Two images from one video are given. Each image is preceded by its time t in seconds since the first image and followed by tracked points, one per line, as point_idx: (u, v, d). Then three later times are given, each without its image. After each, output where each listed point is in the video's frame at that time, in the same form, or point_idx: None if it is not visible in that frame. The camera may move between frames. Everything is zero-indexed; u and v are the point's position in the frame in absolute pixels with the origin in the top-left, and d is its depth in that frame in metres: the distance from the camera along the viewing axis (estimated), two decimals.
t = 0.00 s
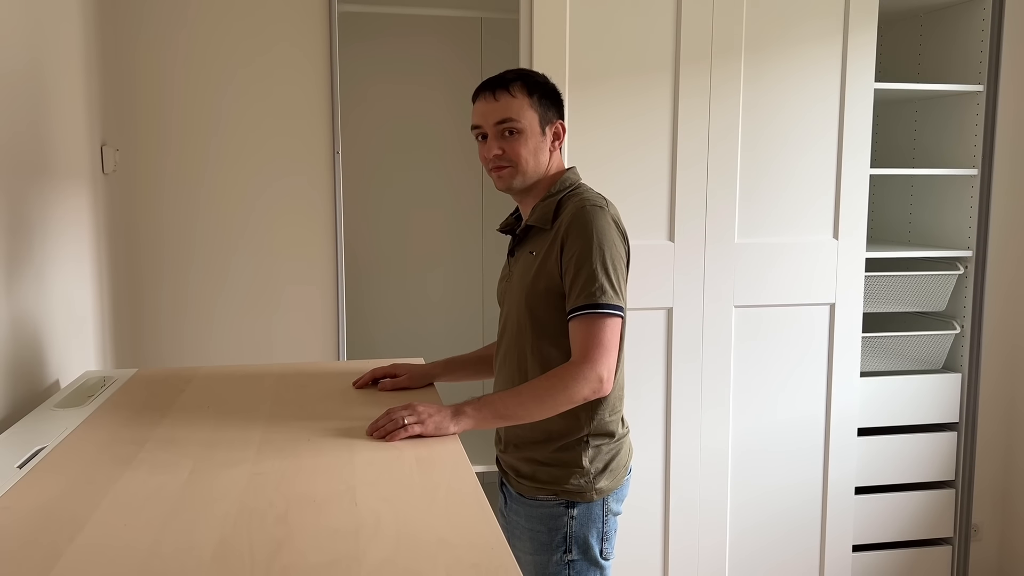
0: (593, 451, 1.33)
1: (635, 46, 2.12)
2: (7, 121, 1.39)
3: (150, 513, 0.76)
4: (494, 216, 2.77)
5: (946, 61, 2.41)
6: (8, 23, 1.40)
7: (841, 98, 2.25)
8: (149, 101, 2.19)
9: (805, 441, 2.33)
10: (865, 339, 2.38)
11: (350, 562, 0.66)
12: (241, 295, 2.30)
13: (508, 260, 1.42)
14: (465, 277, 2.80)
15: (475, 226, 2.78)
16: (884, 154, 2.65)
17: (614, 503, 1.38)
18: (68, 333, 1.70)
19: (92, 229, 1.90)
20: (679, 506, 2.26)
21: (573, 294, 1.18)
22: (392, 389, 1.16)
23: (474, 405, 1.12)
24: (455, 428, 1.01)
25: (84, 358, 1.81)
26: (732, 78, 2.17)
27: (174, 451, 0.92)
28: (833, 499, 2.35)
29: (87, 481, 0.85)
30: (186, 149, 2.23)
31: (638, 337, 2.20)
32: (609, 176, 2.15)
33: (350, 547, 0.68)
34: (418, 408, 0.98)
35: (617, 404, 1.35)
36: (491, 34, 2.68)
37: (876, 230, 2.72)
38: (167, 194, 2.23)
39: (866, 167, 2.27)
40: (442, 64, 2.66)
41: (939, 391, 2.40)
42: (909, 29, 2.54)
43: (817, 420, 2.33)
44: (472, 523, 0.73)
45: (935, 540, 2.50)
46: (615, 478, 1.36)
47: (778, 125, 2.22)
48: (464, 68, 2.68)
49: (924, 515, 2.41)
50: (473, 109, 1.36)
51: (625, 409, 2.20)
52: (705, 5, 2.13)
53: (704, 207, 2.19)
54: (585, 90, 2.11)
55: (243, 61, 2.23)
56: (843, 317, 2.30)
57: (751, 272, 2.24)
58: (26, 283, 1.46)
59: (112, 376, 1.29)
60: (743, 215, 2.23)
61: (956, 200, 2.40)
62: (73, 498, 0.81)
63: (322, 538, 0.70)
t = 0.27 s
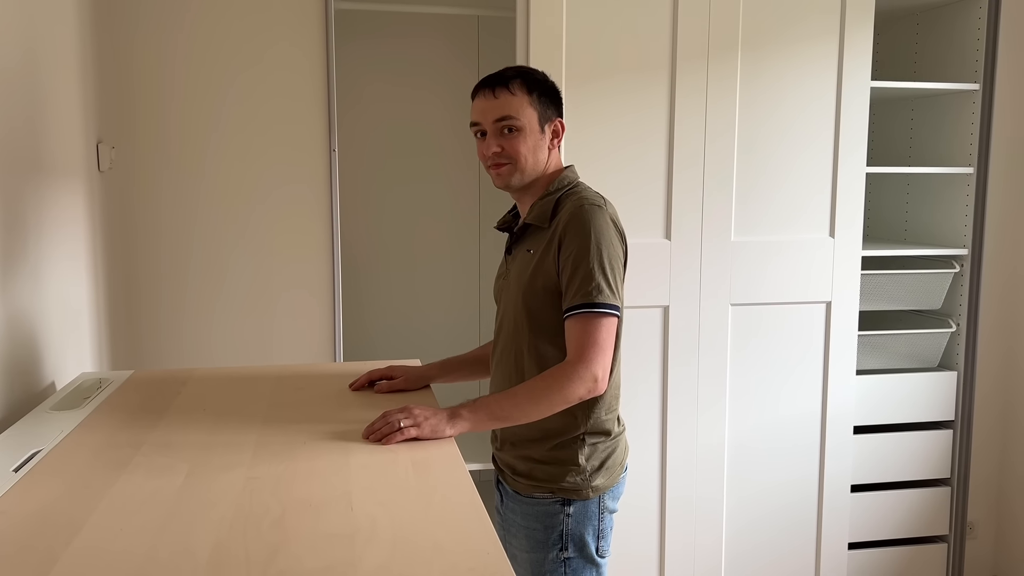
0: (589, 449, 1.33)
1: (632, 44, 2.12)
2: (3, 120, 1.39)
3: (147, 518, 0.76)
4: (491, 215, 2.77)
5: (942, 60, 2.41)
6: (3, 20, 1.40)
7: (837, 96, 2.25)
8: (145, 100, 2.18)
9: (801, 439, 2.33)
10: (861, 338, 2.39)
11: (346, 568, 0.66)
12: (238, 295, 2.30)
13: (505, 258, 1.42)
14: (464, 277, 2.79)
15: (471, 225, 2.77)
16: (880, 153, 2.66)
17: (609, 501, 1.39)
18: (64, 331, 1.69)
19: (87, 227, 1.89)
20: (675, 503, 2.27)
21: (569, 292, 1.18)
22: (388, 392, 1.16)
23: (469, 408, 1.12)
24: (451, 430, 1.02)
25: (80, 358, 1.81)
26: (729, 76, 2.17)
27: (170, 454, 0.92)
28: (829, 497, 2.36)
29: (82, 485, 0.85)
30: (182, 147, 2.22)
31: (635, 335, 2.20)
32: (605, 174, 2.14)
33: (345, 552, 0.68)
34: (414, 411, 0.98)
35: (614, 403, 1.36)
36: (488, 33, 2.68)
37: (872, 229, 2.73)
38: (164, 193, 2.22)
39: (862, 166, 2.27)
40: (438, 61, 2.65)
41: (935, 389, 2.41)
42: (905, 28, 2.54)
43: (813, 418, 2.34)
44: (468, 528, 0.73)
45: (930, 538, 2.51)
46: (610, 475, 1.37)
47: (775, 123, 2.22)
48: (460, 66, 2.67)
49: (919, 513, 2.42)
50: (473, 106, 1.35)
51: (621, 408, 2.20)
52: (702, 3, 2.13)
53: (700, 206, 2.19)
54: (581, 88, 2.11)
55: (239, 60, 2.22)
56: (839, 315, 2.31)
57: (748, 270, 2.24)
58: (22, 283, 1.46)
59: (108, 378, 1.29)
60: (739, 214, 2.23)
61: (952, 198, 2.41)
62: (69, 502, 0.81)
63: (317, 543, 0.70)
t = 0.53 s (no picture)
0: (585, 447, 1.34)
1: (629, 41, 2.11)
2: None
3: (142, 522, 0.76)
4: (488, 213, 2.77)
5: (939, 58, 2.41)
6: None
7: (834, 93, 2.25)
8: (141, 97, 2.18)
9: (797, 436, 2.34)
10: (857, 335, 2.39)
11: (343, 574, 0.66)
12: (235, 294, 2.30)
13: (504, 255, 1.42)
14: (461, 274, 2.79)
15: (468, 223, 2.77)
16: (877, 150, 2.66)
17: (606, 499, 1.39)
18: (59, 329, 1.69)
19: (83, 224, 1.89)
20: (671, 501, 2.27)
21: (566, 291, 1.18)
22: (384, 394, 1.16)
23: (465, 411, 1.12)
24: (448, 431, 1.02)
25: (76, 358, 1.81)
26: (726, 73, 2.17)
27: (166, 457, 0.92)
28: (825, 494, 2.36)
29: (78, 488, 0.84)
30: (178, 144, 2.21)
31: (632, 333, 2.20)
32: (602, 172, 2.14)
33: (342, 558, 0.68)
34: (410, 413, 0.98)
35: (610, 401, 1.36)
36: (484, 30, 2.67)
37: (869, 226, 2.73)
38: (160, 191, 2.22)
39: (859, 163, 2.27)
40: (435, 59, 2.65)
41: (931, 386, 2.41)
42: (902, 25, 2.54)
43: (809, 416, 2.34)
44: (465, 533, 0.73)
45: (925, 535, 2.52)
46: (606, 473, 1.37)
47: (772, 121, 2.22)
48: (457, 64, 2.67)
49: (914, 510, 2.43)
50: (472, 102, 1.35)
51: (618, 405, 2.20)
52: None
53: (697, 204, 2.19)
54: (579, 85, 2.10)
55: (236, 58, 2.22)
56: (835, 313, 2.31)
57: (744, 268, 2.24)
58: (17, 283, 1.46)
59: (104, 379, 1.29)
60: (736, 211, 2.23)
61: (949, 196, 2.41)
62: (64, 506, 0.80)
63: (314, 549, 0.70)
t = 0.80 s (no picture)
0: (583, 444, 1.34)
1: (626, 37, 2.11)
2: None
3: (139, 526, 0.76)
4: (484, 210, 2.76)
5: (935, 56, 2.41)
6: None
7: (831, 90, 2.25)
8: (136, 95, 2.17)
9: (794, 434, 2.34)
10: (854, 333, 2.39)
11: None
12: (231, 293, 2.29)
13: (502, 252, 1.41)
14: (457, 273, 2.78)
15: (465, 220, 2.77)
16: (873, 148, 2.66)
17: (603, 496, 1.39)
18: (55, 326, 1.68)
19: (78, 220, 1.88)
20: (668, 498, 2.28)
21: (564, 288, 1.18)
22: (382, 395, 1.16)
23: (463, 412, 1.12)
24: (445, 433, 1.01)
25: (72, 357, 1.80)
26: (723, 70, 2.17)
27: (163, 460, 0.92)
28: (822, 491, 2.37)
29: (74, 492, 0.84)
30: (174, 141, 2.21)
31: (629, 330, 2.20)
32: (599, 170, 2.14)
33: (339, 562, 0.68)
34: (407, 415, 0.98)
35: (608, 398, 1.36)
36: (481, 27, 2.66)
37: (866, 224, 2.73)
38: (156, 188, 2.21)
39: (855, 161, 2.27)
40: (433, 55, 2.65)
41: (927, 384, 2.42)
42: (899, 23, 2.54)
43: (806, 413, 2.35)
44: (462, 537, 0.73)
45: (921, 533, 2.53)
46: (604, 470, 1.37)
47: (768, 117, 2.22)
48: (454, 62, 2.66)
49: (909, 507, 2.44)
50: (471, 98, 1.35)
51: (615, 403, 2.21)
52: None
53: (694, 202, 2.20)
54: (576, 82, 2.10)
55: (232, 55, 2.21)
56: (832, 310, 2.31)
57: (741, 266, 2.24)
58: (12, 282, 1.45)
59: (100, 381, 1.29)
60: (733, 209, 2.23)
61: (945, 194, 2.41)
62: (60, 509, 0.80)
63: (310, 553, 0.70)
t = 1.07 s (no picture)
0: (580, 440, 1.34)
1: (623, 34, 2.11)
2: None
3: (134, 529, 0.76)
4: (481, 207, 2.76)
5: (931, 53, 2.41)
6: None
7: (828, 87, 2.25)
8: (130, 92, 2.16)
9: (790, 430, 2.35)
10: (850, 330, 2.40)
11: None
12: (226, 291, 2.29)
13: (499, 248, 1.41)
14: (453, 271, 2.78)
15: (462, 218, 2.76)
16: (870, 145, 2.66)
17: (600, 492, 1.39)
18: (50, 323, 1.68)
19: (74, 216, 1.88)
20: (664, 494, 2.28)
21: (561, 286, 1.18)
22: (378, 396, 1.16)
23: (458, 412, 1.12)
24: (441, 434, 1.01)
25: (67, 355, 1.80)
26: (720, 67, 2.17)
27: (158, 462, 0.92)
28: (817, 488, 2.38)
29: (70, 494, 0.84)
30: (169, 137, 2.20)
31: (626, 327, 2.21)
32: (596, 167, 2.14)
33: (335, 565, 0.68)
34: (403, 417, 0.98)
35: (605, 394, 1.37)
36: (478, 24, 2.66)
37: (862, 221, 2.73)
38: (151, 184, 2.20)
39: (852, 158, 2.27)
40: (430, 52, 2.64)
41: (922, 381, 2.42)
42: (895, 20, 2.54)
43: (801, 409, 2.35)
44: (458, 540, 0.73)
45: (916, 529, 2.54)
46: (601, 466, 1.37)
47: (765, 113, 2.22)
48: (450, 59, 2.66)
49: (905, 504, 2.45)
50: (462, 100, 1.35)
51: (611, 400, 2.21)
52: None
53: (691, 199, 2.19)
54: (572, 79, 2.10)
55: (226, 52, 2.21)
56: (828, 307, 2.32)
57: (738, 263, 2.24)
58: (7, 281, 1.45)
59: (96, 382, 1.28)
60: (729, 206, 2.23)
61: (941, 191, 2.41)
62: (56, 512, 0.80)
63: (307, 556, 0.70)
